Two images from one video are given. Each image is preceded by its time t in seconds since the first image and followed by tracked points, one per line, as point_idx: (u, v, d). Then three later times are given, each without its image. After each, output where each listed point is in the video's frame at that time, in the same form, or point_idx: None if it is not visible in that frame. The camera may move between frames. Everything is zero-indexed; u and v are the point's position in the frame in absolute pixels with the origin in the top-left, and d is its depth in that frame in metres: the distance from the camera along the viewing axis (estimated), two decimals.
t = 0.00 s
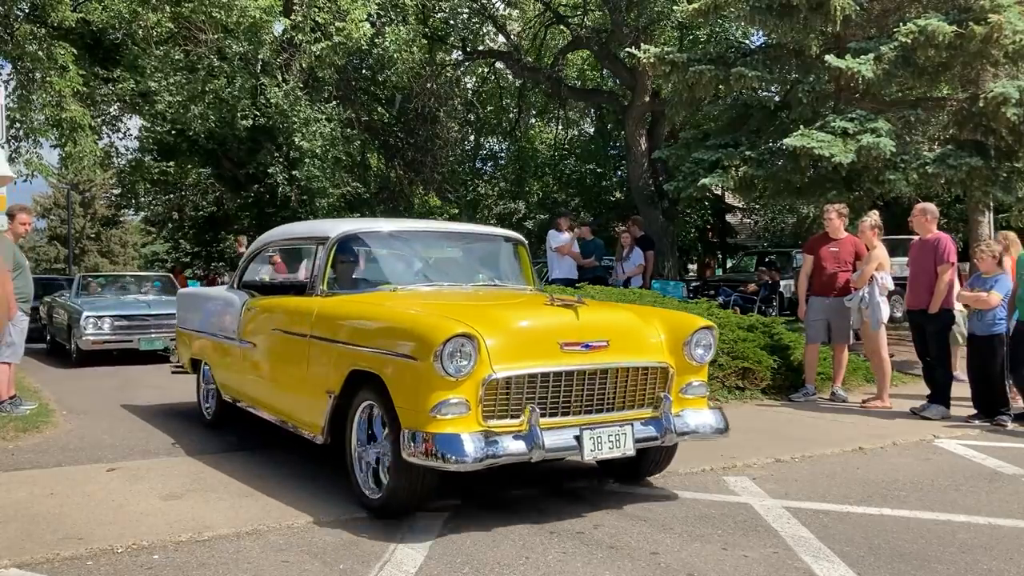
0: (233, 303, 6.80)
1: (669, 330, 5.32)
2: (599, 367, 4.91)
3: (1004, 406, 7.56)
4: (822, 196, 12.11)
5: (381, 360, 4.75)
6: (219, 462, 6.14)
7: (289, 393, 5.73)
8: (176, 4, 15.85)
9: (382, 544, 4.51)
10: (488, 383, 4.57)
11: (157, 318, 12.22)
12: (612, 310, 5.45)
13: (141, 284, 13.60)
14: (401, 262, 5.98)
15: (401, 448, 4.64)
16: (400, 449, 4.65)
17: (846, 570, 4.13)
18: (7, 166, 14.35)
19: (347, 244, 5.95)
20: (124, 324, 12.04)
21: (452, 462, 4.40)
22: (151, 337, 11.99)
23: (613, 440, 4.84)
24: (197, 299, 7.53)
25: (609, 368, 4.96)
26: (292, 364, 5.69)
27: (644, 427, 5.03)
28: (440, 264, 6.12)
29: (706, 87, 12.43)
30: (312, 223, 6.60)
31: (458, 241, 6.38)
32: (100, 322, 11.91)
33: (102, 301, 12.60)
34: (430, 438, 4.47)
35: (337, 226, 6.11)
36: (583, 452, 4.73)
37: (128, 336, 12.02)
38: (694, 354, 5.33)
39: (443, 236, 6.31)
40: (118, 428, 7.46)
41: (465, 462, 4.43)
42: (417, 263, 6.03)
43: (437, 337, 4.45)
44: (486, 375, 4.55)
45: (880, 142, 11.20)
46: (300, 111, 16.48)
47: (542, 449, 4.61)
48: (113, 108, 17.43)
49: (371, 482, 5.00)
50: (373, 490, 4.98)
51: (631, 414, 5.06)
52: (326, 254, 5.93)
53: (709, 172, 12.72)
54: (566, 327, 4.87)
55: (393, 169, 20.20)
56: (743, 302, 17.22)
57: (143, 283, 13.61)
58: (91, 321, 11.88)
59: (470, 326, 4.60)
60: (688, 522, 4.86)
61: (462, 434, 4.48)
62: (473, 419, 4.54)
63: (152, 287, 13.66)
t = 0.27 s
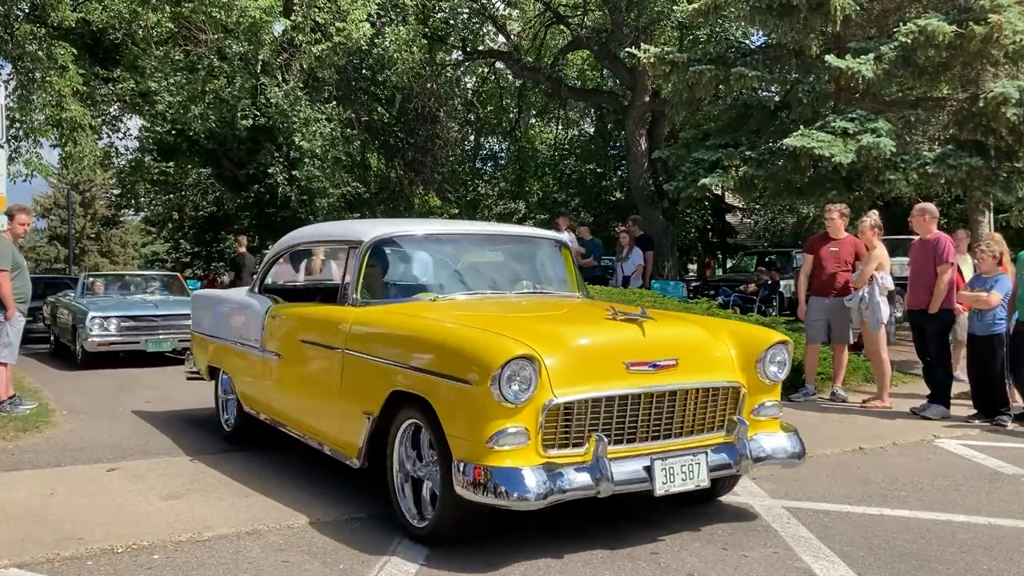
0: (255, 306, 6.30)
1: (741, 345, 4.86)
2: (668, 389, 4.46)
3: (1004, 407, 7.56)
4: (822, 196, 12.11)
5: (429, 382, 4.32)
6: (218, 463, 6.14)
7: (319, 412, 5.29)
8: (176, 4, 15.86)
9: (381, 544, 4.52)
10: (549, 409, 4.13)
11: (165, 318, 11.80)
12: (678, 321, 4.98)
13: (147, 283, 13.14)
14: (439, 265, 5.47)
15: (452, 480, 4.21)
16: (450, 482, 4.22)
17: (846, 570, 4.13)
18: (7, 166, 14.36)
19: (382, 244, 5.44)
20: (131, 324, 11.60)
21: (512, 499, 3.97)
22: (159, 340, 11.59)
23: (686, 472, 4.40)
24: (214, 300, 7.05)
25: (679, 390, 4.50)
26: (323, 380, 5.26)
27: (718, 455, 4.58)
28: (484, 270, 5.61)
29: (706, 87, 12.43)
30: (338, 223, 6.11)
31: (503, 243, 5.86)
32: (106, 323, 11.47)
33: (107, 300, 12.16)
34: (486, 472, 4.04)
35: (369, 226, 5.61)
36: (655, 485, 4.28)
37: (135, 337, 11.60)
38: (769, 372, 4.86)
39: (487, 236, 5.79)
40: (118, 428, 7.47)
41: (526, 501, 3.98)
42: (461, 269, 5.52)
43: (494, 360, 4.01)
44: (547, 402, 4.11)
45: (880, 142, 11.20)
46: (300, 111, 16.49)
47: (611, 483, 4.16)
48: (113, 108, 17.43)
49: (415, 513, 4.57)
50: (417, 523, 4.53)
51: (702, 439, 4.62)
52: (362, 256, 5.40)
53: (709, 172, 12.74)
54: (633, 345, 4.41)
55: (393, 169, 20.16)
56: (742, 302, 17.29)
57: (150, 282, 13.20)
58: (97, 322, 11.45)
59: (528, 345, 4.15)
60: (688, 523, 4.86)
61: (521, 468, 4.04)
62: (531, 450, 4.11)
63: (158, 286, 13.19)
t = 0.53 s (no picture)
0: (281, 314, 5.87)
1: (829, 346, 4.42)
2: (756, 395, 4.02)
3: (1004, 407, 7.56)
4: (822, 196, 12.10)
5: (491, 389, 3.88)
6: (218, 463, 6.14)
7: (360, 423, 4.86)
8: (176, 4, 15.86)
9: (381, 544, 4.51)
10: (630, 418, 3.68)
11: (173, 318, 11.66)
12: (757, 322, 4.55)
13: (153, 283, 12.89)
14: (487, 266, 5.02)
15: (523, 498, 3.75)
16: (520, 500, 3.78)
17: (847, 570, 4.12)
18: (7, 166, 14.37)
19: (424, 245, 4.98)
20: (137, 325, 11.47)
21: (595, 519, 3.51)
22: (167, 340, 11.48)
23: (783, 487, 3.96)
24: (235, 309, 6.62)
25: (768, 395, 4.06)
26: (356, 386, 4.91)
27: (813, 468, 4.14)
28: (535, 270, 5.18)
29: (706, 87, 12.42)
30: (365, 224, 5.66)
31: (556, 240, 5.42)
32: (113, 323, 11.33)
33: (113, 300, 12.00)
34: (564, 489, 3.58)
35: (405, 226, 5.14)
36: (751, 502, 3.84)
37: (142, 337, 11.47)
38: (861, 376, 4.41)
39: (537, 233, 5.35)
40: (117, 428, 7.46)
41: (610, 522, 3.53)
42: (510, 269, 5.09)
43: (568, 361, 3.58)
44: (628, 409, 3.66)
45: (880, 142, 11.20)
46: (300, 112, 16.50)
47: (703, 500, 3.71)
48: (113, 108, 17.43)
49: (474, 534, 4.13)
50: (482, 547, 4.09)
51: (794, 451, 4.17)
52: (404, 256, 4.98)
53: (709, 172, 12.74)
54: (718, 346, 3.97)
55: (393, 169, 20.15)
56: (743, 300, 17.05)
57: (156, 282, 12.97)
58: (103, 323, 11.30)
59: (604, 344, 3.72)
60: (689, 523, 4.86)
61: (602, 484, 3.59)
62: (611, 464, 3.66)
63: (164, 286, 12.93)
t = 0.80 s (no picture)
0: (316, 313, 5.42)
1: (942, 350, 3.94)
2: (871, 406, 3.56)
3: (1004, 407, 7.57)
4: (822, 196, 12.08)
5: (573, 398, 3.45)
6: (219, 463, 6.14)
7: (414, 434, 4.43)
8: (176, 4, 15.87)
9: (382, 544, 4.50)
10: (737, 434, 3.23)
11: (182, 319, 11.23)
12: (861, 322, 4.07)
13: (161, 282, 12.45)
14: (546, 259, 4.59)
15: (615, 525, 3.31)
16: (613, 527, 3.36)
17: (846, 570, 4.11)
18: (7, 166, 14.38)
19: (478, 238, 4.54)
20: (145, 326, 11.03)
21: (704, 552, 3.07)
22: (176, 342, 11.06)
23: (906, 511, 3.50)
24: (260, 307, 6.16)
25: (884, 407, 3.60)
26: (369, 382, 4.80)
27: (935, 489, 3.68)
28: (593, 265, 4.72)
29: (706, 87, 12.42)
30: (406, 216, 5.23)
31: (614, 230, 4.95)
32: (119, 324, 10.90)
33: (119, 301, 11.57)
34: (667, 516, 3.14)
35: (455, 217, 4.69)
36: (874, 530, 3.37)
37: (150, 339, 11.04)
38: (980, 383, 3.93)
39: (597, 223, 4.89)
40: (118, 428, 7.46)
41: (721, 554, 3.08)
42: (569, 264, 4.64)
43: (672, 368, 3.12)
44: (737, 423, 3.21)
45: (880, 142, 11.19)
46: (300, 112, 16.51)
47: (824, 528, 3.26)
48: (113, 108, 17.42)
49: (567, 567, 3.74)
50: None
51: (908, 469, 3.72)
52: (455, 249, 4.51)
53: (709, 172, 12.75)
54: (830, 351, 3.51)
55: (393, 169, 20.14)
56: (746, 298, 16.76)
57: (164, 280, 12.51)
58: (109, 324, 10.86)
59: (707, 348, 3.25)
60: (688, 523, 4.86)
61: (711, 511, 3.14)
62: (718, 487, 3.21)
63: (172, 285, 12.50)
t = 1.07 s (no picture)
0: (352, 314, 4.93)
1: None
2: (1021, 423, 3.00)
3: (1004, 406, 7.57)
4: (822, 196, 12.05)
5: (679, 419, 2.89)
6: (219, 462, 6.14)
7: (473, 455, 3.87)
8: (177, 4, 15.89)
9: (381, 544, 4.50)
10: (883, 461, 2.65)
11: (192, 320, 10.78)
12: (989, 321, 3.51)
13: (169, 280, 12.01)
14: (623, 254, 4.06)
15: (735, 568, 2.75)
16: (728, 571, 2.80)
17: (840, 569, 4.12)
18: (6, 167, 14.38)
19: (540, 232, 4.03)
20: (154, 327, 10.60)
21: None
22: (186, 344, 10.65)
23: None
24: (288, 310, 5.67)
25: None
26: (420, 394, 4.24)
27: None
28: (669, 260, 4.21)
29: (706, 87, 12.41)
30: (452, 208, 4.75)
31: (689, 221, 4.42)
32: (126, 326, 10.46)
33: (127, 300, 11.14)
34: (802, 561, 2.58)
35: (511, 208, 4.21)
36: None
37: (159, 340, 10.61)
38: None
39: (670, 213, 4.37)
40: (118, 428, 7.46)
41: None
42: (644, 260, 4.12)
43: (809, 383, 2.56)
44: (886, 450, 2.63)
45: (880, 142, 11.19)
46: (300, 112, 16.51)
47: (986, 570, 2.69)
48: (113, 108, 17.39)
49: None
50: None
51: None
52: (517, 246, 4.00)
53: (709, 173, 12.76)
54: (976, 358, 2.94)
55: (393, 169, 20.28)
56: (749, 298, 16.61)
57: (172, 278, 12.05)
58: (116, 325, 10.43)
59: (843, 356, 2.69)
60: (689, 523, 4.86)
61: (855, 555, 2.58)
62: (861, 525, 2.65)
63: (181, 283, 12.05)
